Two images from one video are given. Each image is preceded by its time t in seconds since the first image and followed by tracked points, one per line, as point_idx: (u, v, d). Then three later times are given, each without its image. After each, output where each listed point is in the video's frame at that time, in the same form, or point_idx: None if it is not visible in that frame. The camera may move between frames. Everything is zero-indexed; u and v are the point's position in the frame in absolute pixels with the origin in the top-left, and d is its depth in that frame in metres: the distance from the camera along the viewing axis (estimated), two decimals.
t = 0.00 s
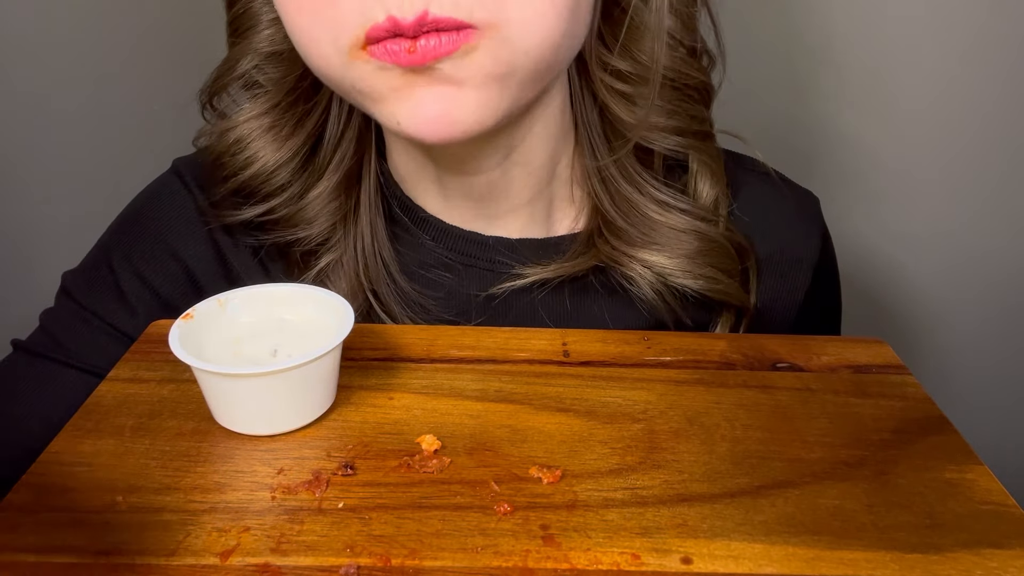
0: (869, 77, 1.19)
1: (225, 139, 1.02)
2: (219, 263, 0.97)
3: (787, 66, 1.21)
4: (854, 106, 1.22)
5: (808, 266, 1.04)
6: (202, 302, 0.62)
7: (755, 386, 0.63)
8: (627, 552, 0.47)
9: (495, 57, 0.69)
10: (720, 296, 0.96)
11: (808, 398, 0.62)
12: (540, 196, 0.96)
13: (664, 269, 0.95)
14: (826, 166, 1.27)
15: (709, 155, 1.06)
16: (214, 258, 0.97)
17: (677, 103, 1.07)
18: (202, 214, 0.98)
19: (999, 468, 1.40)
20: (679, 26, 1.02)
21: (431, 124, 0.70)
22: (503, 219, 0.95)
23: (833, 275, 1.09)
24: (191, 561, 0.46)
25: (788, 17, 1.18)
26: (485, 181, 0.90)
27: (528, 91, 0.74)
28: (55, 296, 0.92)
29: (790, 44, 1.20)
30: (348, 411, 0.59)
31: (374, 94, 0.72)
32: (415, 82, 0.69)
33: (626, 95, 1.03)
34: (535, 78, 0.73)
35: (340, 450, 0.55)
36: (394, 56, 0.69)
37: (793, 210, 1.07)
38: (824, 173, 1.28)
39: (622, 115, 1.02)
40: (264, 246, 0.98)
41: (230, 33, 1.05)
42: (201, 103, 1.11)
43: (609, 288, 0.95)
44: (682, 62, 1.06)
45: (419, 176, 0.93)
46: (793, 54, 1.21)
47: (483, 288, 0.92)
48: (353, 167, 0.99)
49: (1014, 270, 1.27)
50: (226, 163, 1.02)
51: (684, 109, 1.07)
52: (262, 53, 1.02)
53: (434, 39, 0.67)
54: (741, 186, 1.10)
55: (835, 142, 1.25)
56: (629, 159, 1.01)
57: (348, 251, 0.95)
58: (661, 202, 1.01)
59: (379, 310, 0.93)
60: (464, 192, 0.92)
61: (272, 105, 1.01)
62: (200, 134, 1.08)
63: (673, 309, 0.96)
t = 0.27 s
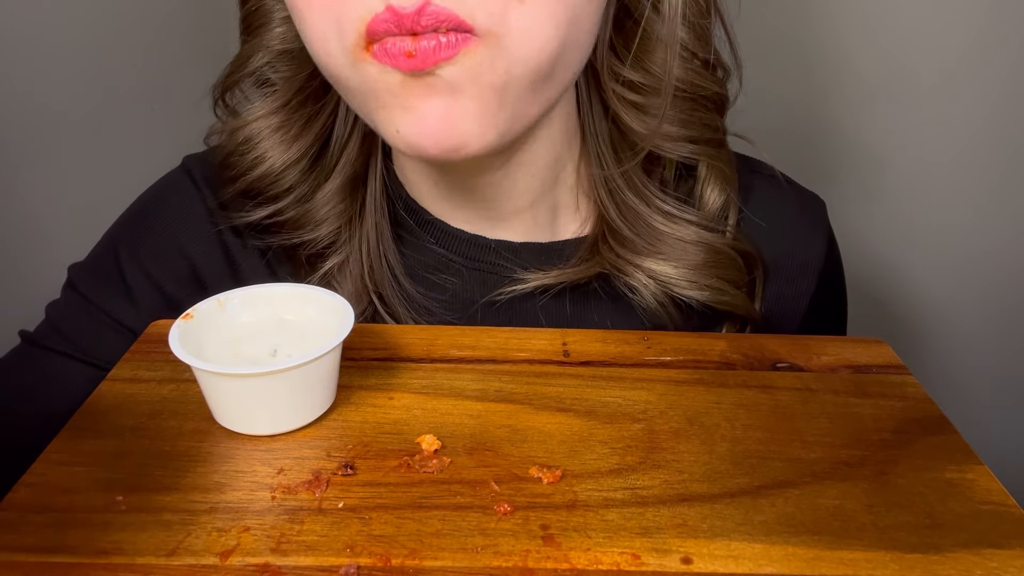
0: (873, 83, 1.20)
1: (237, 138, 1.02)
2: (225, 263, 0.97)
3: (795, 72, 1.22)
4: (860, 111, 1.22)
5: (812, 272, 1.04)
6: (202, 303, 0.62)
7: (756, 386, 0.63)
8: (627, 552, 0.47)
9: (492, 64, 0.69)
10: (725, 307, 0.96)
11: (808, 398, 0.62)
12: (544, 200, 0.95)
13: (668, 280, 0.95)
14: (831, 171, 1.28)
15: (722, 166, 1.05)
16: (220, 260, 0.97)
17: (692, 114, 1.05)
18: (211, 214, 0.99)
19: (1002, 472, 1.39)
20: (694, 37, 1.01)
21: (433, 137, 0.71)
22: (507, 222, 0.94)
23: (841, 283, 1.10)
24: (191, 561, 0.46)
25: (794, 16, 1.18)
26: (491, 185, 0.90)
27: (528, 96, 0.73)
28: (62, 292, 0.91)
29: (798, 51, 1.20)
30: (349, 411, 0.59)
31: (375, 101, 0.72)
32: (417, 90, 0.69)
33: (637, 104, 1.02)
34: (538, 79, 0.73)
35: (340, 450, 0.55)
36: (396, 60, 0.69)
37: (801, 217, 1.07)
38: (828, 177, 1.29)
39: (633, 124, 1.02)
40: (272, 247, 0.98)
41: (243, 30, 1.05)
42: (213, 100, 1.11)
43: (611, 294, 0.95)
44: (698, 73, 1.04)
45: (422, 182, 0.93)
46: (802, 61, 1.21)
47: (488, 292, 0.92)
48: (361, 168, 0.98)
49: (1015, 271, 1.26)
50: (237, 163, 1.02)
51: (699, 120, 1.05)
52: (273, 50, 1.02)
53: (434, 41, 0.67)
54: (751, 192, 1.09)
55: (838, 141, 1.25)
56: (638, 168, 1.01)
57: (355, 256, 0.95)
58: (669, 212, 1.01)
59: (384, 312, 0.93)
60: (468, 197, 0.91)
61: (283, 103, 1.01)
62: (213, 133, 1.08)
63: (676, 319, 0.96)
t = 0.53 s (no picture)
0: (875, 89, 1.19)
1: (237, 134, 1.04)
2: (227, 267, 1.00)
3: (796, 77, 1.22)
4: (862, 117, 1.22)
5: (816, 282, 1.04)
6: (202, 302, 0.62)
7: (755, 386, 0.63)
8: (627, 552, 0.47)
9: (494, 73, 0.69)
10: (722, 319, 0.95)
11: (808, 398, 0.62)
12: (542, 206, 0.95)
13: (665, 289, 0.94)
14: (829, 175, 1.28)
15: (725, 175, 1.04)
16: (222, 265, 1.01)
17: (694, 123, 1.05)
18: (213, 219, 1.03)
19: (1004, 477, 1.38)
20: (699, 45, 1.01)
21: (436, 131, 0.70)
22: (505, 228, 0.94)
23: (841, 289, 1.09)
24: (191, 561, 0.46)
25: (793, 20, 1.18)
26: (489, 189, 0.89)
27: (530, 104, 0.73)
28: (81, 325, 0.97)
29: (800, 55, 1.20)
30: (349, 411, 0.59)
31: (375, 97, 0.72)
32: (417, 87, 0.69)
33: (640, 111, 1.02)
34: (541, 85, 0.73)
35: (340, 450, 0.55)
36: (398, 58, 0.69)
37: (805, 227, 1.07)
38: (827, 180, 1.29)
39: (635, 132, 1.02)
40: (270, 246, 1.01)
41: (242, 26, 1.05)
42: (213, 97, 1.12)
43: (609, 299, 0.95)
44: (703, 81, 1.04)
45: (422, 186, 0.93)
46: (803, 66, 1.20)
47: (487, 296, 0.92)
48: (358, 165, 0.99)
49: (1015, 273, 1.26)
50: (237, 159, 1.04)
51: (702, 128, 1.05)
52: (274, 48, 1.02)
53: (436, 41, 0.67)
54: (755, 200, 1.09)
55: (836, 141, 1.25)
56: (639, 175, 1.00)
57: (355, 262, 0.94)
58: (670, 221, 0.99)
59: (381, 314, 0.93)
60: (466, 200, 0.91)
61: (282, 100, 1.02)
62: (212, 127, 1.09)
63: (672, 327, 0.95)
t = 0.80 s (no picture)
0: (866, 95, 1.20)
1: (224, 131, 1.04)
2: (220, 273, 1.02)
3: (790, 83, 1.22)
4: (856, 124, 1.22)
5: (808, 290, 1.04)
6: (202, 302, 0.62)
7: (755, 386, 0.63)
8: (627, 552, 0.47)
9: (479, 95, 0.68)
10: (712, 322, 0.95)
11: (808, 398, 0.62)
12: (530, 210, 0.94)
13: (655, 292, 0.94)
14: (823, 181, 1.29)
15: (719, 182, 1.04)
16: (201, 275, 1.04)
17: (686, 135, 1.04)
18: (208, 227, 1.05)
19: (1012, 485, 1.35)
20: (692, 59, 1.00)
21: (416, 158, 0.70)
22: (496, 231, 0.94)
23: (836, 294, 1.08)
24: (191, 561, 0.46)
25: (786, 23, 1.18)
26: (477, 196, 0.90)
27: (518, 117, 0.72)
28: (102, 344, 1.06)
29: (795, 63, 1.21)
30: (349, 411, 0.59)
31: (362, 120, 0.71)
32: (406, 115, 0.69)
33: (631, 123, 1.02)
34: (530, 97, 0.72)
35: (340, 450, 0.55)
36: (383, 90, 0.68)
37: (797, 235, 1.06)
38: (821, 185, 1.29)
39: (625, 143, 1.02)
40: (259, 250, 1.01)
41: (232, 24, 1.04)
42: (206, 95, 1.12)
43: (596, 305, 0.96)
44: (696, 94, 1.04)
45: (412, 194, 0.92)
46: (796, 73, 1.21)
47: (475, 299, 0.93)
48: (346, 171, 0.99)
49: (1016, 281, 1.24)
50: (223, 157, 1.03)
51: (695, 138, 1.04)
52: (265, 48, 1.01)
53: (422, 75, 0.67)
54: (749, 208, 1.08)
55: (829, 145, 1.25)
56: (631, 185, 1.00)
57: (345, 272, 0.95)
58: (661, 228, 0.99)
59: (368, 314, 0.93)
60: (456, 208, 0.91)
61: (268, 96, 1.01)
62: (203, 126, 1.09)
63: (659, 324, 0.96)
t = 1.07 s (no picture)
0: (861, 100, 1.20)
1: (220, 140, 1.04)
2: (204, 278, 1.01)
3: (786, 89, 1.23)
4: (851, 130, 1.22)
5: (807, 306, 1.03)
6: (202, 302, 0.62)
7: (755, 386, 0.63)
8: (627, 552, 0.47)
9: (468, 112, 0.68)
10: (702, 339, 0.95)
11: (808, 398, 0.62)
12: (526, 220, 0.94)
13: (647, 308, 0.94)
14: (818, 187, 1.29)
15: (716, 197, 1.04)
16: (173, 279, 1.03)
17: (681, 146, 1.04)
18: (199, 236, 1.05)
19: (1014, 490, 1.34)
20: (688, 69, 1.01)
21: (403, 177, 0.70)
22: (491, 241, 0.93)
23: (841, 297, 1.08)
24: (191, 561, 0.46)
25: (783, 29, 1.19)
26: (473, 208, 0.90)
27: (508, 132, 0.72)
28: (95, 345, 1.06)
29: (790, 71, 1.22)
30: (349, 411, 0.59)
31: (347, 136, 0.71)
32: (391, 135, 0.68)
33: (626, 133, 1.02)
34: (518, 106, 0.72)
35: (340, 450, 0.55)
36: (371, 109, 0.67)
37: (794, 247, 1.05)
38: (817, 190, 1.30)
39: (620, 155, 1.02)
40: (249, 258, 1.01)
41: (228, 32, 1.03)
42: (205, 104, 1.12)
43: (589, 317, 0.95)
44: (691, 105, 1.04)
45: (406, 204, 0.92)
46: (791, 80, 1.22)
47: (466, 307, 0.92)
48: (339, 185, 1.00)
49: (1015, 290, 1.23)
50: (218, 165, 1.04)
51: (690, 151, 1.05)
52: (261, 57, 1.01)
53: (413, 96, 0.66)
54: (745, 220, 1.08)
55: (826, 150, 1.26)
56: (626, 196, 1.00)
57: (336, 281, 0.95)
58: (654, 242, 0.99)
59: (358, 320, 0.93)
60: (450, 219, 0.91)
61: (262, 102, 1.01)
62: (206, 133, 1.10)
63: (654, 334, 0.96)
